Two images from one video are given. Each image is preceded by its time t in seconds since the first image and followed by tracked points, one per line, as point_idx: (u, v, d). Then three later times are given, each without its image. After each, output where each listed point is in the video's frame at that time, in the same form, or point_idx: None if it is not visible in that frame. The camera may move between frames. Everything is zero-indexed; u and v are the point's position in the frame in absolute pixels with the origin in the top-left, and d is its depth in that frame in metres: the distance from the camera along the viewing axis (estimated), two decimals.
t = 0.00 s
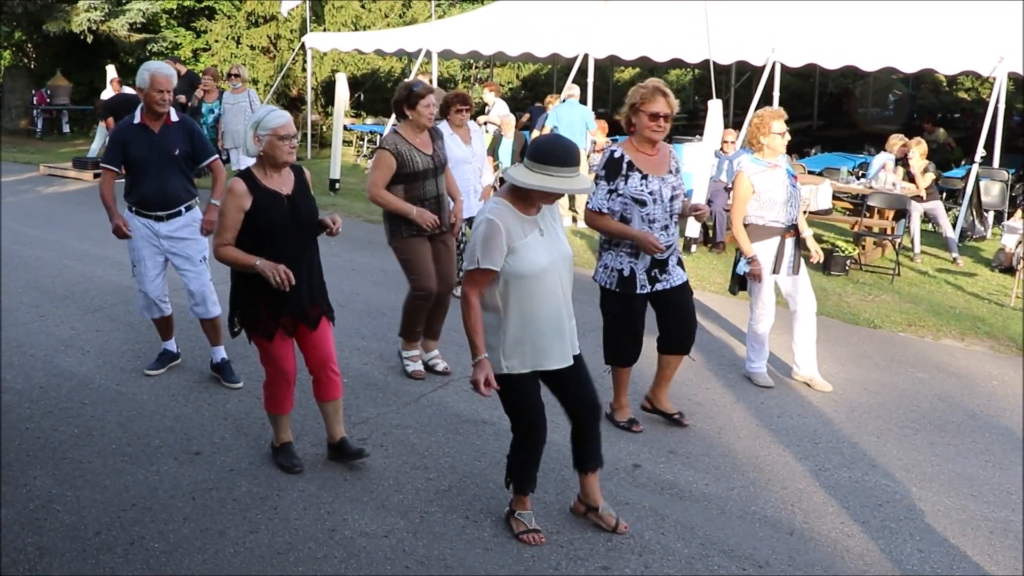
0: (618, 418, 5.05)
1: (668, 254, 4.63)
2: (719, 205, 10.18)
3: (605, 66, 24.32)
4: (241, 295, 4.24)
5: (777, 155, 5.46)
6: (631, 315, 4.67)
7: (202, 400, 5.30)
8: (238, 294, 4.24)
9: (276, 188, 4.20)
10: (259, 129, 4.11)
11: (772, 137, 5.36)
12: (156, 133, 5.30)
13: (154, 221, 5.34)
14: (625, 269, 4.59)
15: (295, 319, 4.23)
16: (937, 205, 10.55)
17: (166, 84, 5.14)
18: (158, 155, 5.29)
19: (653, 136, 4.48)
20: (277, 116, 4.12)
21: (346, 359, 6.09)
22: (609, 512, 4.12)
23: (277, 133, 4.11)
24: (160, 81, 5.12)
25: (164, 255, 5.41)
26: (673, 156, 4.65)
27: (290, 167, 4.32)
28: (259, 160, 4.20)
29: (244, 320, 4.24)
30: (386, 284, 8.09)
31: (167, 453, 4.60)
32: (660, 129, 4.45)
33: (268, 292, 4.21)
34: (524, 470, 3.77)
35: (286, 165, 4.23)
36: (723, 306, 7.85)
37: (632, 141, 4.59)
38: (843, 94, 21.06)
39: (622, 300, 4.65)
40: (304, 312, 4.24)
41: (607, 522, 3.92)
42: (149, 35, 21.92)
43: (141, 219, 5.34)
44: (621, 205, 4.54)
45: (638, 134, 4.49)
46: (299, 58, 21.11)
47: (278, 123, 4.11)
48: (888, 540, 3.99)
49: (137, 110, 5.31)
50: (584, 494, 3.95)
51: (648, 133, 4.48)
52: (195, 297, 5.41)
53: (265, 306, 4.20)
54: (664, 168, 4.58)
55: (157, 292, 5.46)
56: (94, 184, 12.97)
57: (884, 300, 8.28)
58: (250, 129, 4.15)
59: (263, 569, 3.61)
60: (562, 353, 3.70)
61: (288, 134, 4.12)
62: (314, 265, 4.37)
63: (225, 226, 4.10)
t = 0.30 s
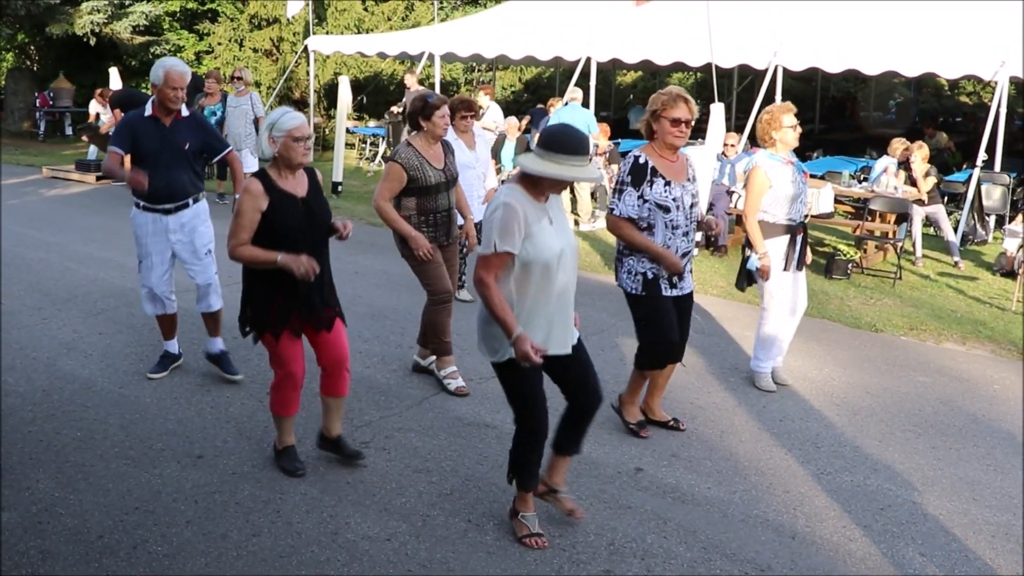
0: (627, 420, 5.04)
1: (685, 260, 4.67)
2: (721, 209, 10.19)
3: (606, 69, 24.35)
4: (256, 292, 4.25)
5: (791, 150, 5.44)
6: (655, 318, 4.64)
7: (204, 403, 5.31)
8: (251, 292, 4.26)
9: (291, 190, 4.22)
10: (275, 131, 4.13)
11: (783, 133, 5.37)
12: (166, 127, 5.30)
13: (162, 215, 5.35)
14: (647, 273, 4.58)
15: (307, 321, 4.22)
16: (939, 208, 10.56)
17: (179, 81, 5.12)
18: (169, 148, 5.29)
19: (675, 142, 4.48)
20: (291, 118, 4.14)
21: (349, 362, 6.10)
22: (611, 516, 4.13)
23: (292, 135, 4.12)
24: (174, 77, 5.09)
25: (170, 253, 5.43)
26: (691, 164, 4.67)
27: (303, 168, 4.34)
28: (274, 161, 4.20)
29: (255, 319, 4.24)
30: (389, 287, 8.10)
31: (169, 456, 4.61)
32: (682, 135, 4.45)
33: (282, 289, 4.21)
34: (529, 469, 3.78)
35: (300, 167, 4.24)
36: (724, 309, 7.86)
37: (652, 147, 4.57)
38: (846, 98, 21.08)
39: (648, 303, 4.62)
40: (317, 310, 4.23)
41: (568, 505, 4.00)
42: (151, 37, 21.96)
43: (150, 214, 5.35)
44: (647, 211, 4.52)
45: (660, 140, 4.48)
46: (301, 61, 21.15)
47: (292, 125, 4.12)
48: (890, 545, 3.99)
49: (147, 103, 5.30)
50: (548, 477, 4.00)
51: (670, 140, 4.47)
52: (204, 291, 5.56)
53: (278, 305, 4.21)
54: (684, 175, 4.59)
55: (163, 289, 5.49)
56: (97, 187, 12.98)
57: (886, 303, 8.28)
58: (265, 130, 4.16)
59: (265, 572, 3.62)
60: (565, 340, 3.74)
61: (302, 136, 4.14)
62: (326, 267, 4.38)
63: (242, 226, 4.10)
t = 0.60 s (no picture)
0: (671, 442, 4.80)
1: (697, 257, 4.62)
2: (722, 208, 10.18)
3: (606, 68, 24.34)
4: (269, 295, 4.19)
5: (796, 154, 5.41)
6: (661, 318, 4.59)
7: (203, 402, 5.30)
8: (269, 298, 4.18)
9: (303, 192, 4.21)
10: (285, 135, 4.11)
11: (789, 137, 5.34)
12: (188, 139, 5.28)
13: (179, 225, 5.31)
14: (663, 272, 4.53)
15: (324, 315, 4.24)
16: (940, 208, 10.54)
17: (203, 93, 5.09)
18: (190, 161, 5.28)
19: (685, 142, 4.46)
20: (301, 122, 4.12)
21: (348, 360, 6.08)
22: (611, 515, 4.11)
23: (302, 140, 4.11)
24: (199, 89, 5.06)
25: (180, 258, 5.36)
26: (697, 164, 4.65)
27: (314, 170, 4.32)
28: (284, 165, 4.19)
29: (277, 321, 4.18)
30: (389, 286, 8.09)
31: (168, 454, 4.59)
32: (692, 134, 4.44)
33: (298, 289, 4.18)
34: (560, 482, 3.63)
35: (310, 170, 4.23)
36: (725, 308, 7.85)
37: (662, 145, 4.54)
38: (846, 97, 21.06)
39: (662, 302, 4.55)
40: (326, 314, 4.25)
41: (537, 518, 3.99)
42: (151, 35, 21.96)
43: (167, 222, 5.28)
44: (659, 209, 4.48)
45: (670, 140, 4.46)
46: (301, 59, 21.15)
47: (302, 130, 4.11)
48: (889, 543, 3.98)
49: (168, 113, 5.26)
50: (511, 497, 3.97)
51: (680, 140, 4.45)
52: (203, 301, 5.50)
53: (298, 306, 4.17)
54: (693, 174, 4.57)
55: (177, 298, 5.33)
56: (96, 185, 12.98)
57: (886, 302, 8.27)
58: (275, 134, 4.14)
59: (263, 571, 3.60)
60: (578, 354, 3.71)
61: (313, 141, 4.13)
62: (339, 267, 4.37)
63: (256, 231, 4.09)
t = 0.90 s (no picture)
0: (670, 440, 4.80)
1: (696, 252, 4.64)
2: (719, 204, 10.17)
3: (603, 66, 24.35)
4: (267, 288, 4.20)
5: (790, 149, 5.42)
6: (658, 315, 4.59)
7: (200, 400, 5.29)
8: (266, 288, 4.20)
9: (301, 182, 4.21)
10: (282, 125, 4.12)
11: (781, 132, 5.35)
12: (190, 132, 5.31)
13: (184, 217, 5.30)
14: (665, 268, 4.52)
15: (323, 305, 4.24)
16: (937, 205, 10.55)
17: (205, 87, 5.12)
18: (193, 153, 5.30)
19: (681, 139, 4.47)
20: (299, 113, 4.11)
21: (345, 359, 6.08)
22: (608, 513, 4.11)
23: (300, 130, 4.11)
24: (201, 82, 5.08)
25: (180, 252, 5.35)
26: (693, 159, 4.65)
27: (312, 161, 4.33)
28: (283, 155, 4.20)
29: (272, 313, 4.18)
30: (386, 284, 8.09)
31: (165, 453, 4.59)
32: (689, 132, 4.45)
33: (296, 279, 4.19)
34: (555, 473, 3.65)
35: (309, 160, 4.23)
36: (722, 306, 7.85)
37: (660, 142, 4.53)
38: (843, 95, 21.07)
39: (664, 299, 4.54)
40: (323, 305, 4.24)
41: (532, 515, 3.98)
42: (147, 33, 21.92)
43: (171, 214, 5.27)
44: (665, 206, 4.46)
45: (666, 137, 4.47)
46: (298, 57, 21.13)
47: (301, 120, 4.10)
48: (887, 541, 3.98)
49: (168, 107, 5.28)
50: (508, 493, 3.97)
51: (676, 138, 4.45)
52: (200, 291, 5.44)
53: (295, 296, 4.18)
54: (689, 171, 4.58)
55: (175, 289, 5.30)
56: (92, 184, 12.96)
57: (883, 299, 8.27)
58: (273, 124, 4.15)
59: (260, 571, 3.60)
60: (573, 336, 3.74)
61: (311, 131, 4.12)
62: (337, 260, 4.37)
63: (252, 220, 4.10)
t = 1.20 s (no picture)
0: (674, 441, 4.75)
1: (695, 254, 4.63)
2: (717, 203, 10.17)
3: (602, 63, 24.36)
4: (265, 291, 4.18)
5: (789, 146, 5.42)
6: (658, 316, 4.58)
7: (197, 398, 5.29)
8: (264, 292, 4.17)
9: (301, 185, 4.21)
10: (282, 127, 4.12)
11: (780, 130, 5.36)
12: (191, 132, 5.29)
13: (186, 218, 5.29)
14: (662, 270, 4.51)
15: (319, 311, 4.23)
16: (935, 202, 10.56)
17: (205, 87, 5.13)
18: (194, 152, 5.29)
19: (680, 139, 4.45)
20: (298, 114, 4.12)
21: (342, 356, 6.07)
22: (605, 510, 4.10)
23: (299, 132, 4.12)
24: (200, 83, 5.10)
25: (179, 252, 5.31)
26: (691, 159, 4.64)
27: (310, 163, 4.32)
28: (282, 158, 4.19)
29: (271, 318, 4.15)
30: (384, 281, 8.08)
31: (162, 451, 4.58)
32: (687, 132, 4.43)
33: (295, 285, 4.16)
34: (551, 470, 3.63)
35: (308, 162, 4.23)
36: (720, 302, 7.84)
37: (658, 142, 4.51)
38: (841, 91, 21.06)
39: (661, 303, 4.54)
40: (321, 307, 4.23)
41: (531, 513, 3.98)
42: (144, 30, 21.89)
43: (173, 215, 5.24)
44: (662, 208, 4.46)
45: (664, 138, 4.45)
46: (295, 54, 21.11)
47: (299, 122, 4.11)
48: (885, 538, 3.98)
49: (168, 106, 5.25)
50: (505, 492, 3.98)
51: (675, 138, 4.44)
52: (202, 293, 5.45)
53: (295, 301, 4.15)
54: (688, 171, 4.57)
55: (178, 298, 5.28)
56: (90, 181, 12.94)
57: (881, 296, 8.27)
58: (272, 127, 4.15)
59: (256, 568, 3.59)
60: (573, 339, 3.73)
61: (309, 132, 4.13)
62: (333, 262, 4.35)
63: (253, 224, 4.07)
